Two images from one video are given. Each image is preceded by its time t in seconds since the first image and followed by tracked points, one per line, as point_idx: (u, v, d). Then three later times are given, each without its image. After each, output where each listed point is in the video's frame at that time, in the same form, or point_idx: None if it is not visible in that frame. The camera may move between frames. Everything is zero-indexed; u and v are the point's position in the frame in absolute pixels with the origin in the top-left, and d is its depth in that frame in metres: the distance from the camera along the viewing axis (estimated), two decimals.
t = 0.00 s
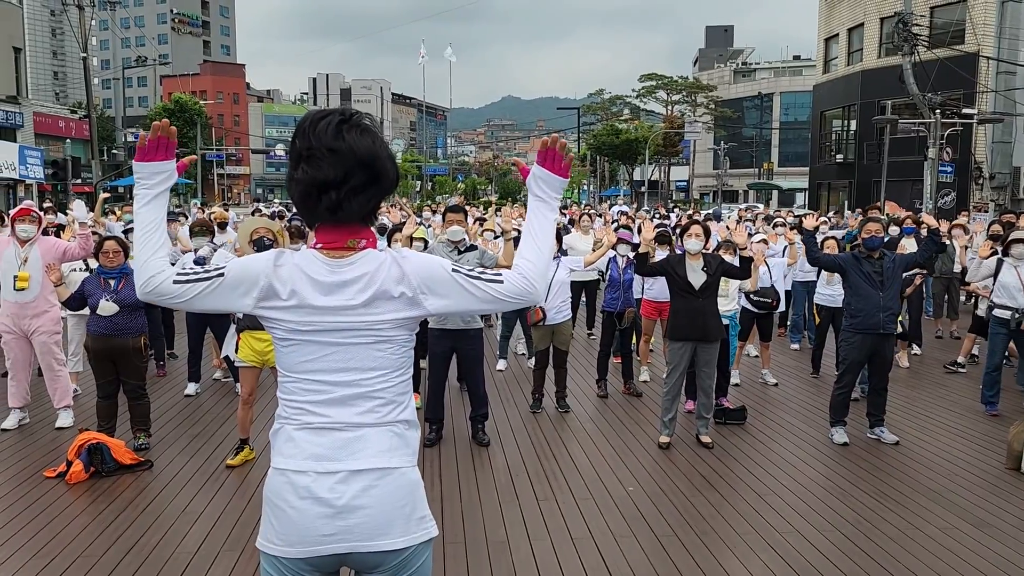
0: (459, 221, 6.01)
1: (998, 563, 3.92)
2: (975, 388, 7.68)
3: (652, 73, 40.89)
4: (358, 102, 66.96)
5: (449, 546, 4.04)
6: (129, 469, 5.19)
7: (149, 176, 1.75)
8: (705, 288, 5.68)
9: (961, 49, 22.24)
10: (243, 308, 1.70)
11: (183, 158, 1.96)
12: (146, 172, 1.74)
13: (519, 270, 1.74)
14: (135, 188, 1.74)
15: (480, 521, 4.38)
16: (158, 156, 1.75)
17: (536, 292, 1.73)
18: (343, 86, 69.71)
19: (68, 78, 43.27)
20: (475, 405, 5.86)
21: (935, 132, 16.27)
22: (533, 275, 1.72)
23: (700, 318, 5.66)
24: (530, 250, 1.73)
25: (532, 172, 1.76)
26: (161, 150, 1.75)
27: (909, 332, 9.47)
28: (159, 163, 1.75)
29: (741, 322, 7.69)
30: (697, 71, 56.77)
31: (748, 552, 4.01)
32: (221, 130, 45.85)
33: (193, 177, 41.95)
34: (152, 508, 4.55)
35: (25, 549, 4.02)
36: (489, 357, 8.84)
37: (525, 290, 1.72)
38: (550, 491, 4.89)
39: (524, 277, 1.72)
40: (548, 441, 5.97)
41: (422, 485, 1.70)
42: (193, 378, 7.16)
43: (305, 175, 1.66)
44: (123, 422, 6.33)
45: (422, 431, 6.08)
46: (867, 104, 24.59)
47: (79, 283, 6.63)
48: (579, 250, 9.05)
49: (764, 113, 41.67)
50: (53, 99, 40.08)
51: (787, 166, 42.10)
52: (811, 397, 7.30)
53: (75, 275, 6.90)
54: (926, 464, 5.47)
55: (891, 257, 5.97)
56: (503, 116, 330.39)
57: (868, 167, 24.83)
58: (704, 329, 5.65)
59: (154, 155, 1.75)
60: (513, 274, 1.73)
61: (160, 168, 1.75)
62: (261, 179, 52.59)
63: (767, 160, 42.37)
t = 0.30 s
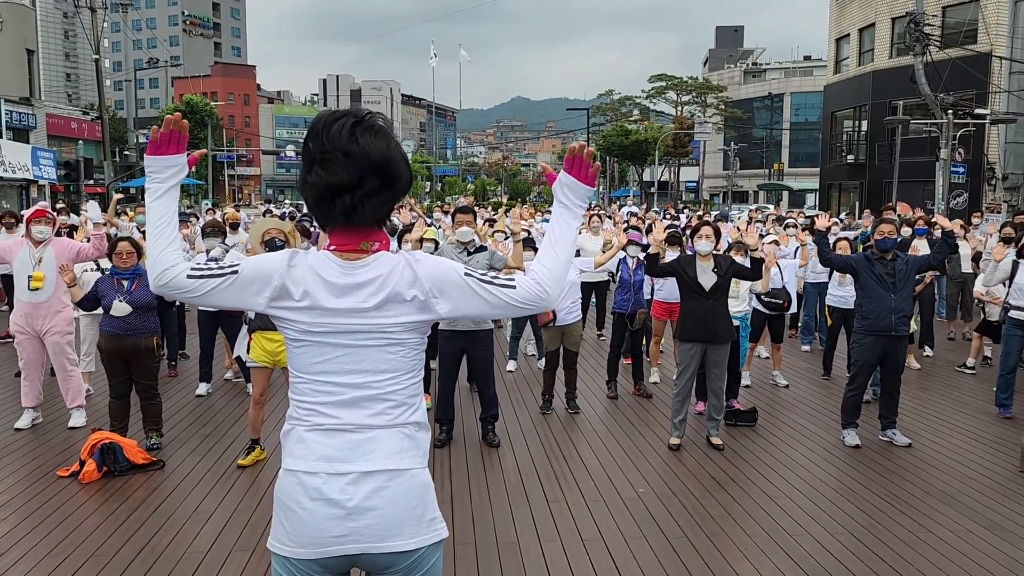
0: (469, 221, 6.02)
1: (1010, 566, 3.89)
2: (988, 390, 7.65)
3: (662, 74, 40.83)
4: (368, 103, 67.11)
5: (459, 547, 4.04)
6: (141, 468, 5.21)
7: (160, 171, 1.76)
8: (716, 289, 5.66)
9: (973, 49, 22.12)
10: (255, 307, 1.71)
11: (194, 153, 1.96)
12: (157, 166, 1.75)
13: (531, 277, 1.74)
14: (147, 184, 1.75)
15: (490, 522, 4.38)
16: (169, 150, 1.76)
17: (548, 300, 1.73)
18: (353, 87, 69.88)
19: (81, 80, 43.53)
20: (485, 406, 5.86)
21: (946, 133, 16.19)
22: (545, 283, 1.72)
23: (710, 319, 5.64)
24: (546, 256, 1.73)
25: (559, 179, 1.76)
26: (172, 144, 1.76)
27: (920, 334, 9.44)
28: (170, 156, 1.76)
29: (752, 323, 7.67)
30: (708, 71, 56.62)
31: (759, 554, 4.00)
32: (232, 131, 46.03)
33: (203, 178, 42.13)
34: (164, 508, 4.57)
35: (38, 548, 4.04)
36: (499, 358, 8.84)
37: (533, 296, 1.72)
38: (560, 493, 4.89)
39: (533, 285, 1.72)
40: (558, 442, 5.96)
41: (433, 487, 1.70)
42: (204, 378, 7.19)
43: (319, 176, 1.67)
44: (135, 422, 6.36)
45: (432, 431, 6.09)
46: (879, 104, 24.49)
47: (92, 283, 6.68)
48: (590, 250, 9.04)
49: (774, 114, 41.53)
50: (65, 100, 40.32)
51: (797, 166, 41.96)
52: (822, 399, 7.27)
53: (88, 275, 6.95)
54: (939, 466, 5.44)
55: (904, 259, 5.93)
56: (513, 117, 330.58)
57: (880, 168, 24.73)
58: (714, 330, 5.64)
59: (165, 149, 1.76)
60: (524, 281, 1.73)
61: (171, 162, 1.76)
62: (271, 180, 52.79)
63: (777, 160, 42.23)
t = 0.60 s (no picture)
0: (481, 223, 6.03)
1: None
2: (1004, 392, 7.58)
3: (674, 75, 40.76)
4: (381, 105, 67.31)
5: (473, 548, 4.05)
6: (156, 468, 5.24)
7: (176, 171, 1.77)
8: (728, 291, 5.65)
9: (989, 49, 21.96)
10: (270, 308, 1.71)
11: (211, 153, 1.97)
12: (173, 167, 1.76)
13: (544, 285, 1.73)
14: (164, 183, 1.76)
15: (503, 523, 4.39)
16: (185, 151, 1.77)
17: (562, 307, 1.72)
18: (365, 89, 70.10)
19: (96, 83, 43.87)
20: (497, 407, 5.86)
21: (962, 133, 16.09)
22: (559, 292, 1.72)
23: (724, 321, 5.62)
24: (563, 264, 1.73)
25: (582, 187, 1.76)
26: (189, 144, 1.77)
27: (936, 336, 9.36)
28: (186, 156, 1.77)
29: (766, 324, 7.63)
30: (720, 72, 56.45)
31: (774, 558, 3.97)
32: (245, 134, 46.23)
33: (217, 180, 42.37)
34: (179, 508, 4.59)
35: (55, 548, 4.07)
36: (512, 359, 8.84)
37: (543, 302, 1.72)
38: (572, 494, 4.89)
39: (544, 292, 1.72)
40: (571, 443, 5.96)
41: (446, 488, 1.70)
42: (218, 379, 7.22)
43: (336, 178, 1.67)
44: (151, 423, 6.40)
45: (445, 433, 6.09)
46: (893, 105, 24.36)
47: (108, 285, 6.73)
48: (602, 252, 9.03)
49: (787, 115, 41.36)
50: (81, 104, 40.67)
51: (811, 167, 41.78)
52: (837, 401, 7.22)
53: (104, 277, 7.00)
54: (955, 469, 5.40)
55: (920, 260, 5.88)
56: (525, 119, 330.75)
57: (894, 169, 24.59)
58: (727, 332, 5.62)
59: (181, 150, 1.77)
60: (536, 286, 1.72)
61: (188, 163, 1.77)
62: (284, 181, 53.03)
63: (790, 161, 42.07)
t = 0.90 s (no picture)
0: (495, 224, 6.04)
1: None
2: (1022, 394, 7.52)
3: (687, 76, 40.65)
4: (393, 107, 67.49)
5: (489, 550, 4.04)
6: (173, 469, 5.28)
7: (197, 178, 1.78)
8: (743, 292, 5.63)
9: (1006, 49, 21.79)
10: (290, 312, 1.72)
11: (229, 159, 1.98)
12: (194, 173, 1.77)
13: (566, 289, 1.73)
14: (184, 191, 1.77)
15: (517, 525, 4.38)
16: (205, 158, 1.78)
17: (586, 305, 1.72)
18: (378, 91, 70.30)
19: (112, 86, 44.17)
20: (511, 409, 5.85)
21: (978, 134, 15.97)
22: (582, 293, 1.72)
23: (739, 323, 5.60)
24: (581, 266, 1.73)
25: (601, 189, 1.76)
26: (207, 150, 1.77)
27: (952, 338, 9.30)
28: (206, 163, 1.78)
29: (781, 326, 7.60)
30: (734, 73, 56.26)
31: (790, 561, 3.95)
32: (259, 136, 46.44)
33: (231, 183, 42.58)
34: (196, 509, 4.62)
35: (72, 548, 4.10)
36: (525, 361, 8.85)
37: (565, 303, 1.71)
38: (587, 496, 4.88)
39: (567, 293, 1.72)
40: (585, 445, 5.95)
41: (465, 489, 1.71)
42: (233, 380, 7.26)
43: (355, 181, 1.67)
44: (167, 423, 6.44)
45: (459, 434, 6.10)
46: (908, 105, 24.21)
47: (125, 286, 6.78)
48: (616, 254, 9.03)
49: (801, 115, 41.16)
50: (97, 107, 40.97)
51: (825, 168, 41.58)
52: (852, 403, 7.19)
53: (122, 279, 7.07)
54: (972, 472, 5.36)
55: (936, 262, 5.85)
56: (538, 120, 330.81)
57: (910, 170, 24.41)
58: (741, 334, 5.59)
59: (201, 156, 1.78)
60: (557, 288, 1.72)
61: (207, 169, 1.78)
62: (298, 183, 53.22)
63: (805, 162, 41.87)
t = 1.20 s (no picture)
0: (508, 227, 6.04)
1: None
2: None
3: (701, 78, 40.54)
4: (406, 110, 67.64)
5: (504, 553, 4.06)
6: (190, 471, 5.30)
7: (226, 183, 1.79)
8: (756, 294, 5.61)
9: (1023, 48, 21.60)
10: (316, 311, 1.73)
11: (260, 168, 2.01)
12: (223, 178, 1.79)
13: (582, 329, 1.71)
14: (213, 192, 1.78)
15: (531, 528, 4.39)
16: (235, 162, 1.81)
17: (601, 346, 1.68)
18: (392, 95, 70.52)
19: (128, 90, 44.50)
20: (525, 411, 5.86)
21: (995, 134, 15.83)
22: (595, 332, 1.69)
23: (753, 326, 5.58)
24: (608, 309, 1.71)
25: (654, 251, 1.74)
26: (238, 156, 1.81)
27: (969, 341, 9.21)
28: (235, 169, 1.80)
29: (796, 328, 7.56)
30: (747, 74, 56.05)
31: (806, 564, 3.93)
32: (273, 140, 46.72)
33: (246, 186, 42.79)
34: (212, 510, 4.65)
35: (91, 548, 4.14)
36: (538, 363, 8.85)
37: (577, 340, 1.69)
38: (601, 499, 4.87)
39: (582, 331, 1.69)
40: (599, 448, 5.95)
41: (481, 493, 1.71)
42: (249, 382, 7.30)
43: (383, 187, 1.68)
44: (183, 425, 6.48)
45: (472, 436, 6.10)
46: (924, 107, 24.06)
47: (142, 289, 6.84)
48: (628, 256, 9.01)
49: (815, 116, 40.93)
50: (113, 111, 41.30)
51: (840, 169, 41.35)
52: (868, 406, 7.14)
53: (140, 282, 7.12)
54: (990, 476, 5.31)
55: (952, 264, 5.81)
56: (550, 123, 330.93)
57: (926, 171, 24.21)
58: (756, 337, 5.57)
59: (232, 161, 1.81)
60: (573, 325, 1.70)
61: (236, 175, 1.80)
62: (311, 187, 53.45)
63: (819, 163, 41.65)
